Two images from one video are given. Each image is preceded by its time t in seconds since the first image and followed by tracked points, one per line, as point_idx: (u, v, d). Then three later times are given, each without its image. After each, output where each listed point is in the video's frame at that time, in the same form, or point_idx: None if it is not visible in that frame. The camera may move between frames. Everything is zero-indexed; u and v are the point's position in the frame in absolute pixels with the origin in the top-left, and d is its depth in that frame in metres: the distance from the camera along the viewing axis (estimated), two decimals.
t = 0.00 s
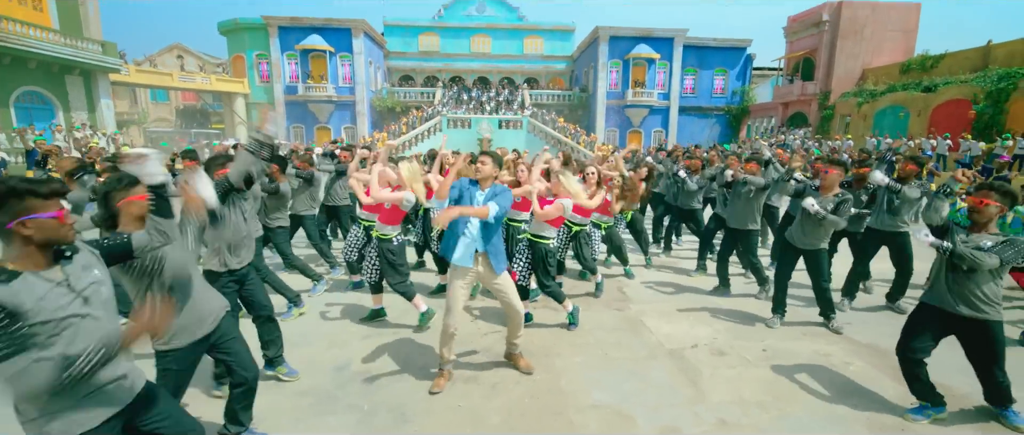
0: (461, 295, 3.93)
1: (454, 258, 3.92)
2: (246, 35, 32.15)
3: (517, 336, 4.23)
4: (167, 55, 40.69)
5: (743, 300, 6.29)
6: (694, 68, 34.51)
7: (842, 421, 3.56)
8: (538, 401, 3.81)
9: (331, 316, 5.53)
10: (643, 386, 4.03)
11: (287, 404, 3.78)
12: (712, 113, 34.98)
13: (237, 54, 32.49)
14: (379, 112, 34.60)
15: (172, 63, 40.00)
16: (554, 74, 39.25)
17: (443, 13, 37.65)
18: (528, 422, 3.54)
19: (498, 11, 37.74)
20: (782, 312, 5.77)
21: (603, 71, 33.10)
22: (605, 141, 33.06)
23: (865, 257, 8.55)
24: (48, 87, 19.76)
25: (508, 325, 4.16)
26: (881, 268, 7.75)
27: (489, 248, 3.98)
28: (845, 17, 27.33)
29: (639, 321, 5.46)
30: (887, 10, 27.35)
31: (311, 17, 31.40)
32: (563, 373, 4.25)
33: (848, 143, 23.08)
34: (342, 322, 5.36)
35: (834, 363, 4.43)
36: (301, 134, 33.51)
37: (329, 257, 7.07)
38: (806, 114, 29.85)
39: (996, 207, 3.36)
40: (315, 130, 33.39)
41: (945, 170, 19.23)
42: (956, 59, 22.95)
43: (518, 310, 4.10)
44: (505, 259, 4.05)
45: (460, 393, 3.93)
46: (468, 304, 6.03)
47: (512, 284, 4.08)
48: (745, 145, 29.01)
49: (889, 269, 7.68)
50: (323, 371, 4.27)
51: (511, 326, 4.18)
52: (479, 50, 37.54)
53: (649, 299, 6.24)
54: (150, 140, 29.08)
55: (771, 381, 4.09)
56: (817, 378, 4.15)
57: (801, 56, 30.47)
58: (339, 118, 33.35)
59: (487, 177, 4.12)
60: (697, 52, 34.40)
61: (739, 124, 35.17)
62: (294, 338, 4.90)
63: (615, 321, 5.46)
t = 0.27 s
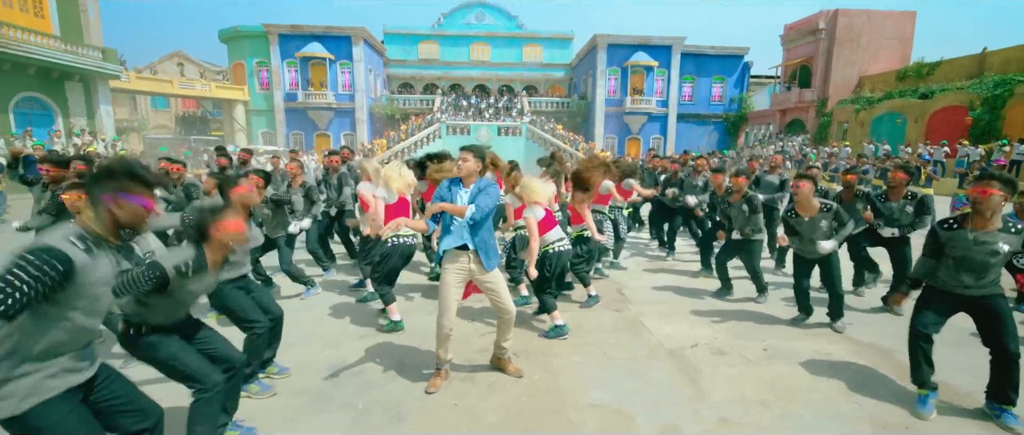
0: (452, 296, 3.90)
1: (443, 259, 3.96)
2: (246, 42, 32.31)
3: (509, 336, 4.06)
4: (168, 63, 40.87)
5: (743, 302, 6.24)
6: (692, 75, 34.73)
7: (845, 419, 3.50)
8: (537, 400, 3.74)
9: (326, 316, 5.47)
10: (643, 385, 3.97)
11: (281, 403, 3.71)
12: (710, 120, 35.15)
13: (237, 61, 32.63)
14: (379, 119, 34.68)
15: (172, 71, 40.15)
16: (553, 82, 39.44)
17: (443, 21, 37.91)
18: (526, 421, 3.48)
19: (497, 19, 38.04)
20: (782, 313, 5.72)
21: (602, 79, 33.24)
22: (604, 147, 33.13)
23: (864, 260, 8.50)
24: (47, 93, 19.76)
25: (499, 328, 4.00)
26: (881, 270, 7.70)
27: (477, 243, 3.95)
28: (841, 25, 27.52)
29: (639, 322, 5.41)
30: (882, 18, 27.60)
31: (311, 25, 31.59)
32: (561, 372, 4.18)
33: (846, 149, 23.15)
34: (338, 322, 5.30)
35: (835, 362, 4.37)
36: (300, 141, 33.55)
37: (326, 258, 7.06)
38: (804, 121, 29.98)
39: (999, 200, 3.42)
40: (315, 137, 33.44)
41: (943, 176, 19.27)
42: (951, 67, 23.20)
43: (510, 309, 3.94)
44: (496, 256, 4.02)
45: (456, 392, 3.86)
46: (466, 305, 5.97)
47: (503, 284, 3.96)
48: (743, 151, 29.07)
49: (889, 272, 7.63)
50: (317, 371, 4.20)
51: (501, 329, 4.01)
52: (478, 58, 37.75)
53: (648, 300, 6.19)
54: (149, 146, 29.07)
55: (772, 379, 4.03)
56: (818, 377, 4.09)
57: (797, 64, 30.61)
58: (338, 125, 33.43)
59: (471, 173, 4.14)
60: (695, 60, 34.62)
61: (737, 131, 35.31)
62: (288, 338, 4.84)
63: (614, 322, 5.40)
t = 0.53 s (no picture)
0: (452, 287, 3.86)
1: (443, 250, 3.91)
2: (248, 47, 32.43)
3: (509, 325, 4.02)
4: (170, 67, 41.05)
5: (744, 299, 6.19)
6: (692, 80, 34.81)
7: (849, 414, 3.45)
8: (536, 395, 3.69)
9: (325, 313, 5.43)
10: (644, 381, 3.92)
11: (277, 398, 3.66)
12: (710, 124, 35.20)
13: (239, 65, 32.73)
14: (380, 123, 34.73)
15: (174, 75, 40.30)
16: (553, 86, 39.54)
17: (443, 26, 38.09)
18: (525, 415, 3.43)
19: (497, 24, 38.21)
20: (783, 311, 5.67)
21: (602, 83, 33.29)
22: (605, 151, 33.12)
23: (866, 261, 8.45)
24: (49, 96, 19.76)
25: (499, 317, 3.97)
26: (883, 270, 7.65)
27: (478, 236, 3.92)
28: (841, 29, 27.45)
29: (639, 319, 5.36)
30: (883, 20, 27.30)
31: (313, 29, 31.72)
32: (561, 368, 4.13)
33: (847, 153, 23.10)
34: (336, 319, 5.26)
35: (838, 358, 4.32)
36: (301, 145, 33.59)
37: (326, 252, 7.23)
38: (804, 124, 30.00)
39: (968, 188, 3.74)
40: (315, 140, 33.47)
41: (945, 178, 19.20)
42: (952, 70, 23.18)
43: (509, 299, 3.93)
44: (496, 248, 3.99)
45: (455, 388, 3.81)
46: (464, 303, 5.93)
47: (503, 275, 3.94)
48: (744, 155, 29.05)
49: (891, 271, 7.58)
50: (314, 367, 4.15)
51: (502, 318, 3.97)
52: (479, 62, 37.88)
53: (649, 298, 6.14)
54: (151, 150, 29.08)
55: (775, 375, 3.97)
56: (822, 373, 4.03)
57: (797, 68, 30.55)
58: (339, 129, 33.48)
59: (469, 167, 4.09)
60: (695, 64, 34.72)
61: (738, 135, 35.32)
62: (285, 335, 4.79)
63: (614, 319, 5.35)
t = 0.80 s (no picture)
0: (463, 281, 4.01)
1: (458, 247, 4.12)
2: (254, 51, 32.68)
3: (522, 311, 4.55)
4: (177, 71, 41.44)
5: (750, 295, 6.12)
6: (696, 83, 34.77)
7: (858, 405, 3.38)
8: (538, 386, 3.64)
9: (327, 307, 5.40)
10: (648, 373, 3.86)
11: (277, 387, 3.64)
12: (715, 127, 35.10)
13: (245, 69, 32.96)
14: (384, 127, 34.84)
15: (181, 79, 40.65)
16: (557, 90, 39.57)
17: (447, 30, 38.28)
18: (527, 405, 3.38)
19: (501, 28, 38.36)
20: (789, 306, 5.60)
21: (606, 86, 33.29)
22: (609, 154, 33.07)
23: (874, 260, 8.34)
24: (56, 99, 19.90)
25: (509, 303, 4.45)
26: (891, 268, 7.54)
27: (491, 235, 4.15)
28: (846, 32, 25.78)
29: (643, 314, 5.30)
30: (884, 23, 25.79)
31: (318, 33, 31.93)
32: (563, 360, 4.08)
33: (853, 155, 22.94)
34: (338, 313, 5.24)
35: (847, 352, 4.24)
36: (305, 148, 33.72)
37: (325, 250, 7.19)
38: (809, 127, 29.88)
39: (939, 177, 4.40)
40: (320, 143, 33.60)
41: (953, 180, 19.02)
42: (958, 72, 23.03)
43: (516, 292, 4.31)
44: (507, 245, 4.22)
45: (456, 379, 3.76)
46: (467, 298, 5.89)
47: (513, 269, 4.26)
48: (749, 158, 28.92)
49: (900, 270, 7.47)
50: (315, 358, 4.12)
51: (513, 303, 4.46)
52: (483, 66, 38.01)
53: (654, 293, 6.09)
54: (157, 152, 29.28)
55: (782, 367, 3.91)
56: (830, 365, 3.96)
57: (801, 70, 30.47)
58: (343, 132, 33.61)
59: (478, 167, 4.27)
60: (699, 67, 34.69)
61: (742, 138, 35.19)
62: (287, 327, 4.77)
63: (617, 314, 5.29)
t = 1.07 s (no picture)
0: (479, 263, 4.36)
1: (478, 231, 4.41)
2: (258, 59, 32.96)
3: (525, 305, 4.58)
4: (181, 81, 41.79)
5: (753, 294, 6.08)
6: (696, 91, 34.95)
7: (864, 402, 3.32)
8: (539, 383, 3.59)
9: (326, 307, 5.36)
10: (650, 371, 3.80)
11: (274, 384, 3.59)
12: (715, 135, 35.19)
13: (248, 78, 33.22)
14: (385, 135, 34.98)
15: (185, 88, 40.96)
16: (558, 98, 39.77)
17: (449, 39, 38.63)
18: (527, 401, 3.33)
19: (503, 37, 38.71)
20: (793, 306, 5.54)
21: (607, 94, 33.43)
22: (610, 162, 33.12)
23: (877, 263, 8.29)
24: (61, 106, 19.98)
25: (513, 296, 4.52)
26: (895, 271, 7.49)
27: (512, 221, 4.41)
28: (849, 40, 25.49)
29: (645, 314, 5.25)
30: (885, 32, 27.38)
31: (321, 43, 32.22)
32: (564, 358, 4.03)
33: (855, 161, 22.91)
34: (338, 311, 5.20)
35: (852, 350, 4.18)
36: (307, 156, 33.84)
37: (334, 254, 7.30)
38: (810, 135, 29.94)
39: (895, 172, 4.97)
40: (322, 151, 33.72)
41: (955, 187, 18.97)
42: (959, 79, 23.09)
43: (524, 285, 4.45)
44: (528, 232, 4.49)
45: (455, 376, 3.71)
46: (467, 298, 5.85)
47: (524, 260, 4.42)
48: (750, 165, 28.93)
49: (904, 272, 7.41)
50: (314, 355, 4.07)
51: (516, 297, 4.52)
52: (485, 74, 38.31)
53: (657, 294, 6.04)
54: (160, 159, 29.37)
55: (786, 365, 3.85)
56: (836, 363, 3.90)
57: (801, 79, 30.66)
58: (345, 140, 33.75)
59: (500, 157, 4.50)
60: (700, 75, 34.91)
61: (743, 146, 35.26)
62: (286, 326, 4.73)
63: (619, 314, 5.24)
